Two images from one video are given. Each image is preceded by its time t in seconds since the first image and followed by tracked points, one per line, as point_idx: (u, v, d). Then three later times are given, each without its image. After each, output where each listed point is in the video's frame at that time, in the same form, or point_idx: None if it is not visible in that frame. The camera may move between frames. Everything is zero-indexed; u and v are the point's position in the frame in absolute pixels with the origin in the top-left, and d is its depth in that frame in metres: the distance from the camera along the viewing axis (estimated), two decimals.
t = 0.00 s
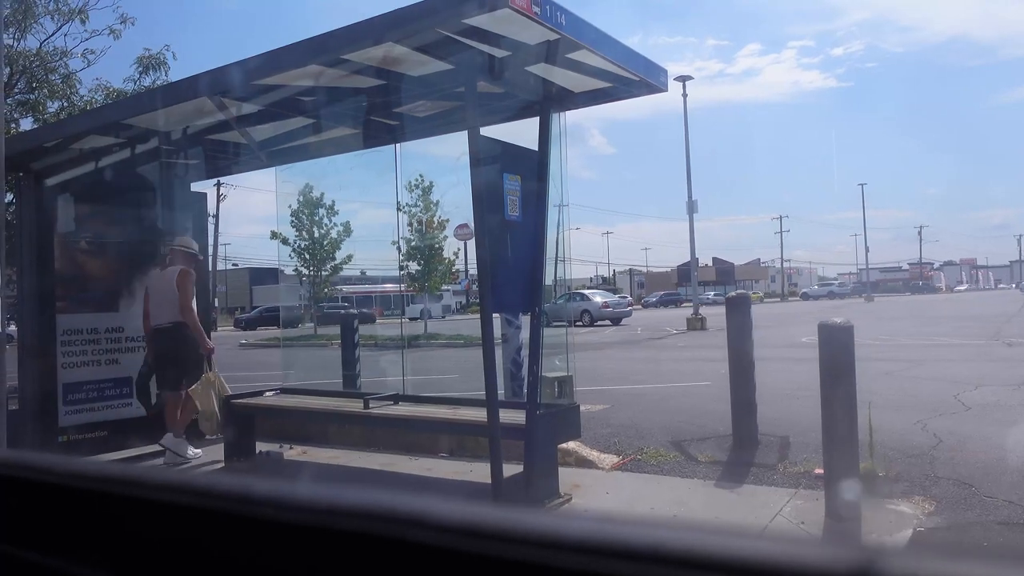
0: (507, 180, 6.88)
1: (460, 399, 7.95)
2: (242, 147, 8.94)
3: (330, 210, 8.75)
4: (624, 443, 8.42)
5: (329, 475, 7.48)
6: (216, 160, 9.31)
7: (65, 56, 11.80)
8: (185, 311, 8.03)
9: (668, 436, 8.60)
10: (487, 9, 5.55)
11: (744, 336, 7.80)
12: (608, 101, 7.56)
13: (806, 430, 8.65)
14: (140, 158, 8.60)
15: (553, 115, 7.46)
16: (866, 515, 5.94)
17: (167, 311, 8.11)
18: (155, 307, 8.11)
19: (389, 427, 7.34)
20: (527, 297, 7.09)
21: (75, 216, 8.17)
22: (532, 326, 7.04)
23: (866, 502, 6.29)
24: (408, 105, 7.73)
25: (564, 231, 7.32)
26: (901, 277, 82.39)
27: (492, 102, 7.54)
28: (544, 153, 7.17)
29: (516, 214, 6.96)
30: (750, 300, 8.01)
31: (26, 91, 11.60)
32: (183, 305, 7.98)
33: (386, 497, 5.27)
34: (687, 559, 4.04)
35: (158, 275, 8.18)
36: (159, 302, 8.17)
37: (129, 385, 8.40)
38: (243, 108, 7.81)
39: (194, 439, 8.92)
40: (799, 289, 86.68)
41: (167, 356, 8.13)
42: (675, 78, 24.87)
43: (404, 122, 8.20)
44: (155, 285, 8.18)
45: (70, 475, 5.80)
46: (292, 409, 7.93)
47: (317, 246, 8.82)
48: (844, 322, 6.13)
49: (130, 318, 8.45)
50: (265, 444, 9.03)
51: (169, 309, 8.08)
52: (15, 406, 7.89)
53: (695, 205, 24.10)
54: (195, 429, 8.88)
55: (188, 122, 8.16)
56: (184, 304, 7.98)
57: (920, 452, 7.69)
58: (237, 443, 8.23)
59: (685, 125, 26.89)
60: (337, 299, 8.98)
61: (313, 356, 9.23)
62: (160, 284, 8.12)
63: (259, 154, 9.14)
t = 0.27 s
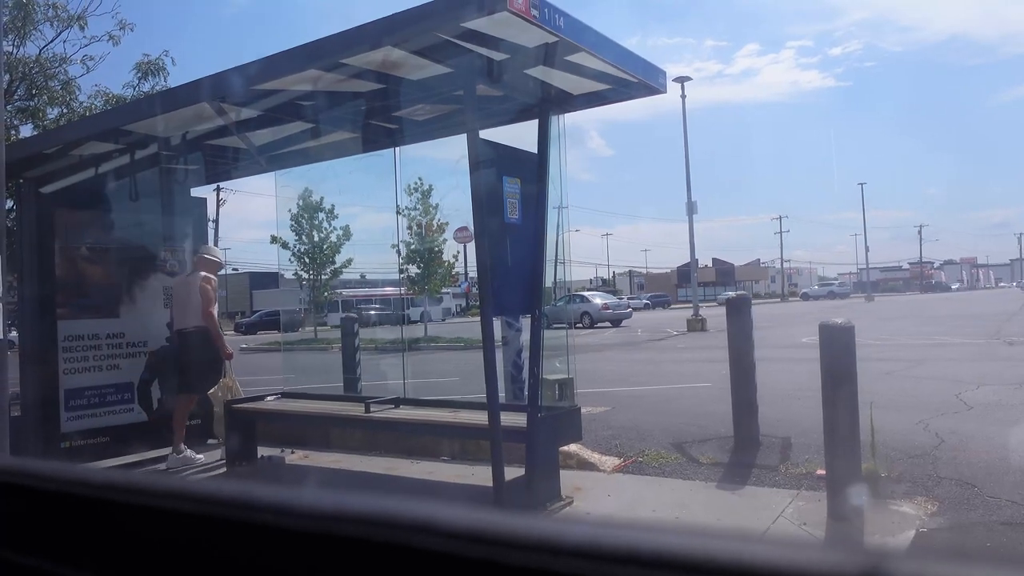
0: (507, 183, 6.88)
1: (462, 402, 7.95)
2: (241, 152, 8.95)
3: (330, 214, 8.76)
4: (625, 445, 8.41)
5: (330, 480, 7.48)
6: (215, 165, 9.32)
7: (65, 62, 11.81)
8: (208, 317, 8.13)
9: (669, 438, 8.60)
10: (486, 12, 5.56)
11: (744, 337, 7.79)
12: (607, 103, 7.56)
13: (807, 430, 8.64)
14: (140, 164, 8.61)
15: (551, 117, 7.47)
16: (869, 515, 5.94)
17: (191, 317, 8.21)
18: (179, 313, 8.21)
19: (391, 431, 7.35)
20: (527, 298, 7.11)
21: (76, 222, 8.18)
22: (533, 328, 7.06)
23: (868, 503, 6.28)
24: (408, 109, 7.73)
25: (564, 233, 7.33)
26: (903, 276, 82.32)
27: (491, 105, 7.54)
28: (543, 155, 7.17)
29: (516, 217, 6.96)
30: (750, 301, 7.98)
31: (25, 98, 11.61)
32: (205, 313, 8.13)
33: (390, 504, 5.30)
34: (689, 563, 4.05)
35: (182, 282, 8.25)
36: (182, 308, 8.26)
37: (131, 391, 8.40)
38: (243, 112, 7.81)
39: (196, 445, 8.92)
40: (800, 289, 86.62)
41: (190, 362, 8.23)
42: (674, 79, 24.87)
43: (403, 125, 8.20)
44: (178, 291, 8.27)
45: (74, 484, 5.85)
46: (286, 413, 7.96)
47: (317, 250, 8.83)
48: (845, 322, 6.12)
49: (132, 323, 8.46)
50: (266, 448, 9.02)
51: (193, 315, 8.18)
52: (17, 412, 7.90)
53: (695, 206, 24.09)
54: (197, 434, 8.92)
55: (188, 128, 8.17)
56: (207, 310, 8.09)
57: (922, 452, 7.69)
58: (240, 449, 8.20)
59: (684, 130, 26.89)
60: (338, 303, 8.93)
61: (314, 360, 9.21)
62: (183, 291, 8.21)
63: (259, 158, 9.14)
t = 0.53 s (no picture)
0: (507, 185, 6.88)
1: (464, 404, 7.95)
2: (241, 156, 8.95)
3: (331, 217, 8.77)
4: (628, 446, 8.42)
5: (333, 483, 7.48)
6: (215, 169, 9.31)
7: (63, 68, 11.82)
8: (229, 321, 8.14)
9: (671, 437, 8.60)
10: (485, 15, 5.56)
11: (745, 336, 7.79)
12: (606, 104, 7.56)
13: (810, 429, 8.64)
14: (139, 169, 8.62)
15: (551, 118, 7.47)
16: (872, 513, 5.95)
17: (211, 319, 8.19)
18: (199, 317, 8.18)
19: (394, 433, 7.34)
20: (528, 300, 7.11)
21: (75, 228, 8.18)
22: (534, 329, 7.07)
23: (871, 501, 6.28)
24: (407, 111, 7.74)
25: (565, 234, 7.33)
26: (901, 274, 82.39)
27: (490, 107, 7.54)
28: (543, 157, 7.17)
29: (516, 219, 6.96)
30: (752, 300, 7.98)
31: (24, 104, 11.61)
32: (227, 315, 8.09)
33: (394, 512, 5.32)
34: (693, 568, 4.05)
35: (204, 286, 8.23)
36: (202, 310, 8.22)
37: (132, 396, 8.40)
38: (241, 117, 7.81)
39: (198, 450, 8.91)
40: (799, 288, 86.66)
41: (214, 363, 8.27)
42: (672, 79, 24.89)
43: (403, 128, 8.20)
44: (199, 293, 8.25)
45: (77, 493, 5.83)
46: (287, 416, 7.95)
47: (318, 253, 8.84)
48: (846, 320, 6.12)
49: (132, 328, 8.46)
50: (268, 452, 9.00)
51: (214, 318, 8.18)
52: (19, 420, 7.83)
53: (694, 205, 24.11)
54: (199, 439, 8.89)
55: (187, 132, 8.16)
56: (230, 315, 8.09)
57: (925, 449, 7.69)
58: (241, 454, 8.19)
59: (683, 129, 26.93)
60: (339, 306, 8.96)
61: (315, 363, 9.28)
62: (205, 294, 8.19)
63: (258, 162, 9.15)
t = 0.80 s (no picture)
0: (500, 192, 6.89)
1: (459, 412, 7.94)
2: (236, 165, 8.95)
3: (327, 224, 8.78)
4: (624, 451, 8.42)
5: (330, 493, 7.47)
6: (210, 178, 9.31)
7: (57, 79, 11.83)
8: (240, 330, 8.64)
9: (667, 443, 8.61)
10: (477, 22, 5.57)
11: (740, 341, 7.79)
12: (599, 110, 7.56)
13: (806, 432, 8.64)
14: (134, 178, 8.66)
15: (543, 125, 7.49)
16: (867, 518, 5.96)
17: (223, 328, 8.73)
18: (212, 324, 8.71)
19: (390, 442, 7.34)
20: (523, 307, 7.11)
21: (70, 238, 8.20)
22: (529, 336, 7.06)
23: (866, 505, 6.29)
24: (401, 119, 7.74)
25: (559, 240, 7.34)
26: (899, 274, 82.44)
27: (484, 113, 7.54)
28: (537, 163, 7.19)
29: (510, 226, 6.98)
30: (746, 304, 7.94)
31: (19, 115, 11.61)
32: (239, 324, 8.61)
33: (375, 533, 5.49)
34: None
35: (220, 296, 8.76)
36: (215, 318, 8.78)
37: (128, 406, 8.38)
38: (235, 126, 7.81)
39: (195, 460, 8.90)
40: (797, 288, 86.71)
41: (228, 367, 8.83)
42: (667, 82, 24.91)
43: (397, 136, 8.21)
44: (216, 304, 8.76)
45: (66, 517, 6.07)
46: (292, 426, 7.90)
47: (314, 261, 8.86)
48: (840, 324, 6.12)
49: (128, 339, 8.45)
50: (265, 461, 8.98)
51: (227, 325, 8.72)
52: (15, 430, 7.91)
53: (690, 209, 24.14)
54: (196, 450, 8.86)
55: (181, 141, 8.15)
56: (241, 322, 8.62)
57: (921, 452, 7.70)
58: (238, 464, 8.19)
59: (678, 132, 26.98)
60: (335, 313, 8.98)
61: (311, 371, 9.25)
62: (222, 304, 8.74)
63: (253, 171, 9.15)
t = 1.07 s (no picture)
0: (495, 202, 6.88)
1: (455, 421, 7.94)
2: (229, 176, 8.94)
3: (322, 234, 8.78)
4: (620, 460, 8.40)
5: (325, 504, 7.43)
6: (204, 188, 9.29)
7: (50, 91, 11.81)
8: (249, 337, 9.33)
9: (663, 451, 8.59)
10: (470, 33, 5.57)
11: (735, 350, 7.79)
12: (593, 119, 7.57)
13: (802, 440, 8.64)
14: (127, 190, 8.60)
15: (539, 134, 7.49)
16: (864, 526, 5.94)
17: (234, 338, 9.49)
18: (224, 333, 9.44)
19: (386, 452, 7.31)
20: (517, 317, 7.09)
21: (63, 251, 8.18)
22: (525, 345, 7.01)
23: (863, 512, 6.28)
24: (395, 129, 7.73)
25: (554, 249, 7.33)
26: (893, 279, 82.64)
27: (477, 123, 7.54)
28: (531, 173, 7.18)
29: (504, 236, 6.97)
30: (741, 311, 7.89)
31: (11, 127, 11.58)
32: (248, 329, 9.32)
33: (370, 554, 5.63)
34: None
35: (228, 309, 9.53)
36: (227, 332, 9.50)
37: (122, 419, 8.34)
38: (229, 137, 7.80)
39: (189, 471, 8.87)
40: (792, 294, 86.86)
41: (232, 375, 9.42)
42: (659, 91, 24.97)
43: (391, 146, 8.20)
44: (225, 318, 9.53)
45: (56, 533, 6.13)
46: (291, 437, 7.84)
47: (308, 271, 8.79)
48: (834, 332, 6.12)
49: (121, 351, 8.41)
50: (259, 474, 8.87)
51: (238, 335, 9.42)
52: (7, 443, 7.91)
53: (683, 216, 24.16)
54: (189, 463, 8.81)
55: (174, 153, 8.14)
56: (250, 327, 9.32)
57: (916, 459, 7.70)
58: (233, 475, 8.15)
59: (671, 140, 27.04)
60: (330, 323, 8.98)
61: (305, 381, 9.27)
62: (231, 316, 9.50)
63: (247, 181, 9.14)
